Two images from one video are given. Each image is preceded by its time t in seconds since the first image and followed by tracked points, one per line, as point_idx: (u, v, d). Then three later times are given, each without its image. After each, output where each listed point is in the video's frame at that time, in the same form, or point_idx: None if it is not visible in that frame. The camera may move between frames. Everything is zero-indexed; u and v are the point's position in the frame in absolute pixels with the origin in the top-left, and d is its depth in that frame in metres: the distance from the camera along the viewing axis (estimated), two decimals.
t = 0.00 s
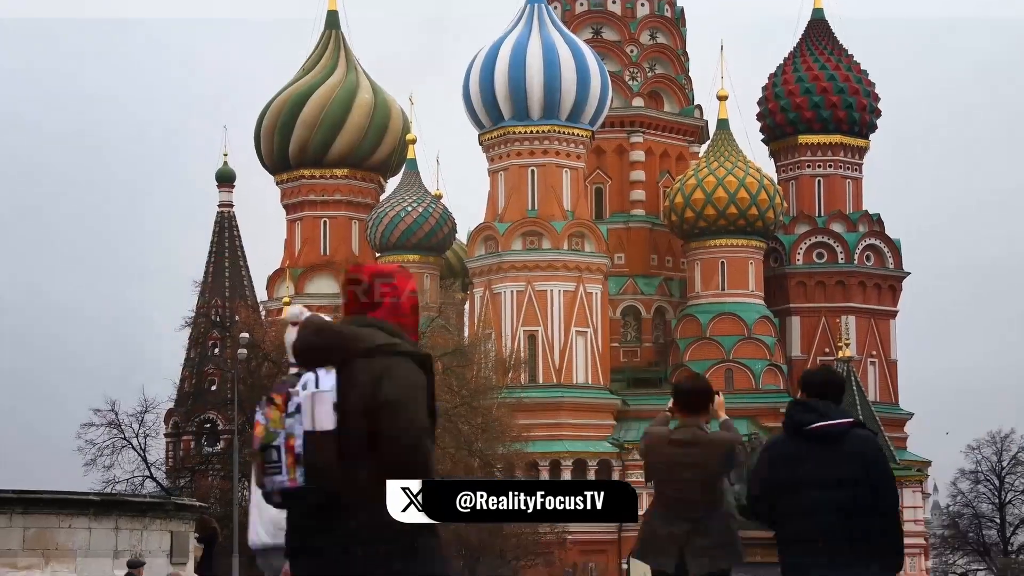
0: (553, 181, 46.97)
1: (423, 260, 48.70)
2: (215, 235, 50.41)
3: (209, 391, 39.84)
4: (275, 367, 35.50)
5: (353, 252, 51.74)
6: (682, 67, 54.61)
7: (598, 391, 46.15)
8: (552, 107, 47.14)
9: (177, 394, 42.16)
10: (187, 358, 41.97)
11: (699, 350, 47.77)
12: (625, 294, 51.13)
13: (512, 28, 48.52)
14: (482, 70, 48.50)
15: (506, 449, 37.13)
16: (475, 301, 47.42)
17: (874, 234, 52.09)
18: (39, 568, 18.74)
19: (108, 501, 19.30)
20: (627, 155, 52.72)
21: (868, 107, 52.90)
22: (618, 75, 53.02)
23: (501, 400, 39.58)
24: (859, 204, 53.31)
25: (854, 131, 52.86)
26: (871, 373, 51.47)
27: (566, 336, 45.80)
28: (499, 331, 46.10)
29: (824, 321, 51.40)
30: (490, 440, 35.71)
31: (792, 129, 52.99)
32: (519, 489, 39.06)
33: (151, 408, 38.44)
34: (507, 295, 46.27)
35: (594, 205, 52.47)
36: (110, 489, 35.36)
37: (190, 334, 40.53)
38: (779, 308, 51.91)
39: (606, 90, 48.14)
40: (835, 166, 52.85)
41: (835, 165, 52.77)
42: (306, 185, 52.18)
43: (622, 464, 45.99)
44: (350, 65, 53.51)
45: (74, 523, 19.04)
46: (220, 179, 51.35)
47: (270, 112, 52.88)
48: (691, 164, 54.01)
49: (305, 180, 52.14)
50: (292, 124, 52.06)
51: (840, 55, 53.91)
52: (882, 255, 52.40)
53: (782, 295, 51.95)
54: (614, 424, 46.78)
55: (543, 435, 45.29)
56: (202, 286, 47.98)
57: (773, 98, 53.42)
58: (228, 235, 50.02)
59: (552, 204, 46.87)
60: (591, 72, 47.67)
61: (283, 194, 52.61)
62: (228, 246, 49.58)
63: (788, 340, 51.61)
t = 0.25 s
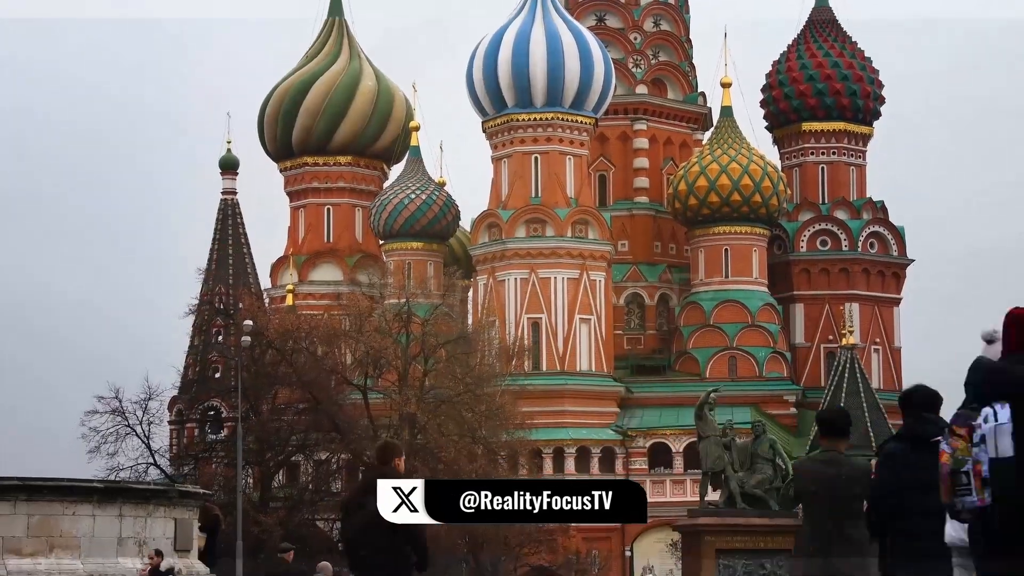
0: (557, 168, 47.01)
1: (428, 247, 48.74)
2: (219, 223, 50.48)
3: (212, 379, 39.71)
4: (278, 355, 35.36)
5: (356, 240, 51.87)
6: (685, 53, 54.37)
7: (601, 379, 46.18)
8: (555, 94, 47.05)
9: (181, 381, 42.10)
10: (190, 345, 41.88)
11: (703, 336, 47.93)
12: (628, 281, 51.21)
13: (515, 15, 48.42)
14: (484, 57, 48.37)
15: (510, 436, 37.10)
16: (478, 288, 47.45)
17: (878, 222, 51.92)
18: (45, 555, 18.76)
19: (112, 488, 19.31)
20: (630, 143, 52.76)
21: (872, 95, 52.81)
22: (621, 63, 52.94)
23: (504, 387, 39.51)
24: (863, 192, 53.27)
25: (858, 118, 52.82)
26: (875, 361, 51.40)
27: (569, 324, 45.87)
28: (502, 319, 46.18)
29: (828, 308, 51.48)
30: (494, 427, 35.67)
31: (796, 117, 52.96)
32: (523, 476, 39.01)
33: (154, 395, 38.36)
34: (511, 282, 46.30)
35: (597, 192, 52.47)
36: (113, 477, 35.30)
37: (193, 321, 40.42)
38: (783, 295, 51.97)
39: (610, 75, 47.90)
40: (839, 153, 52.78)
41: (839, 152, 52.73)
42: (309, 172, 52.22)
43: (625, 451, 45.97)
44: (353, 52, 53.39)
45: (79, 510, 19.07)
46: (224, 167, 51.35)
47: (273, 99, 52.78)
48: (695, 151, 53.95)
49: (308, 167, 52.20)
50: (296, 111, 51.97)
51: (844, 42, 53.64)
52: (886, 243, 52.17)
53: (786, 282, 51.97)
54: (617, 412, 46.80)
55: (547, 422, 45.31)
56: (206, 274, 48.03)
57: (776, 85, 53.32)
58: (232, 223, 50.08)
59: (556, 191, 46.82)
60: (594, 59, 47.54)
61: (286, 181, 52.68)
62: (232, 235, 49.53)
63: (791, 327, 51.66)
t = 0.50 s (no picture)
0: (559, 157, 47.00)
1: (430, 237, 48.72)
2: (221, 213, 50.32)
3: (215, 368, 39.71)
4: (281, 344, 35.34)
5: (358, 230, 51.89)
6: (688, 44, 54.34)
7: (603, 368, 46.18)
8: (559, 83, 46.99)
9: (184, 371, 42.04)
10: (193, 335, 41.81)
11: (704, 327, 47.94)
12: (631, 271, 51.22)
13: (518, 6, 48.38)
14: (488, 47, 48.29)
15: (512, 426, 37.14)
16: (480, 278, 47.32)
17: (880, 212, 51.93)
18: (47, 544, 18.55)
19: (114, 478, 19.12)
20: (633, 132, 52.69)
21: (875, 84, 52.81)
22: (624, 53, 52.94)
23: (507, 377, 39.53)
24: (866, 181, 53.23)
25: (861, 108, 52.84)
26: (878, 351, 51.31)
27: (572, 314, 45.90)
28: (505, 308, 46.19)
29: (830, 298, 51.47)
30: (496, 417, 35.71)
31: (799, 106, 52.95)
32: (525, 465, 39.05)
33: (157, 384, 38.32)
34: (514, 272, 46.27)
35: (600, 182, 52.46)
36: (116, 467, 35.30)
37: (197, 311, 40.45)
38: (785, 285, 51.95)
39: (613, 65, 47.82)
40: (842, 144, 52.79)
41: (841, 142, 52.74)
42: (312, 162, 52.29)
43: (628, 441, 45.85)
44: (355, 41, 53.27)
45: (80, 500, 18.83)
46: (226, 157, 51.31)
47: (276, 89, 52.70)
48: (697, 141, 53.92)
49: (311, 157, 52.25)
50: (299, 101, 51.90)
51: (848, 33, 53.66)
52: (889, 233, 52.28)
53: (789, 272, 51.93)
54: (620, 402, 46.80)
55: (549, 412, 45.35)
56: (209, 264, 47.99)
57: (779, 75, 53.38)
58: (234, 212, 50.01)
59: (559, 180, 46.80)
60: (598, 48, 47.43)
61: (289, 171, 52.65)
62: (235, 225, 49.48)
63: (794, 318, 51.67)
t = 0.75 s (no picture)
0: (562, 145, 46.99)
1: (432, 224, 48.70)
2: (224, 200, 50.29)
3: (218, 356, 39.70)
4: (285, 332, 35.35)
5: (362, 218, 51.93)
6: (692, 31, 54.48)
7: (606, 356, 46.18)
8: (561, 71, 46.96)
9: (188, 359, 42.03)
10: (196, 323, 41.77)
11: (707, 315, 47.98)
12: (634, 259, 51.18)
13: None
14: (490, 36, 48.24)
15: (515, 414, 37.18)
16: (483, 266, 47.32)
17: (883, 200, 51.91)
18: (51, 532, 18.31)
19: (118, 466, 18.88)
20: (636, 120, 52.69)
21: (878, 72, 52.79)
22: (627, 40, 52.93)
23: (510, 365, 39.53)
24: (870, 169, 53.19)
25: (864, 96, 52.80)
26: (881, 339, 51.26)
27: (575, 302, 45.92)
28: (508, 296, 46.19)
29: (834, 286, 51.43)
30: (500, 404, 35.75)
31: (802, 94, 52.89)
32: (528, 453, 39.08)
33: (161, 372, 38.31)
34: (516, 260, 46.28)
35: (603, 170, 52.44)
36: (120, 454, 35.31)
37: (200, 299, 40.45)
38: (789, 273, 51.89)
39: (616, 53, 47.81)
40: (845, 132, 52.82)
41: (845, 130, 52.77)
42: (314, 150, 52.22)
43: (630, 429, 45.79)
44: (358, 29, 53.26)
45: (86, 488, 18.63)
46: (229, 145, 51.29)
47: (279, 77, 52.69)
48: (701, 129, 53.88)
49: (313, 145, 52.18)
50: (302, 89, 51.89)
51: (851, 20, 53.60)
52: (892, 222, 52.25)
53: (792, 260, 51.89)
54: (622, 389, 46.84)
55: (551, 400, 45.36)
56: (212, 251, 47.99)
57: (782, 62, 53.29)
58: (237, 200, 50.00)
59: (561, 169, 46.80)
60: (600, 35, 47.39)
61: (291, 158, 52.62)
62: (238, 213, 49.43)
63: (797, 306, 51.61)
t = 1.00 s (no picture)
0: (565, 136, 47.01)
1: (435, 216, 48.73)
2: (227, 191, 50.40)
3: (221, 347, 39.63)
4: (287, 324, 35.34)
5: (365, 209, 51.93)
6: (695, 22, 54.37)
7: (609, 347, 46.20)
8: (564, 61, 46.88)
9: (191, 349, 41.99)
10: (199, 315, 41.71)
11: (710, 306, 47.99)
12: (637, 250, 51.17)
13: None
14: (493, 26, 48.13)
15: (518, 405, 37.24)
16: (486, 258, 47.33)
17: (887, 190, 51.78)
18: (54, 524, 17.75)
19: (122, 457, 18.29)
20: (639, 111, 52.67)
21: (881, 63, 52.73)
22: (630, 31, 52.88)
23: (513, 356, 39.52)
24: (872, 160, 53.20)
25: (867, 87, 52.77)
26: (884, 330, 51.34)
27: (578, 293, 45.90)
28: (511, 287, 46.18)
29: (837, 277, 51.40)
30: (501, 396, 35.76)
31: (805, 85, 52.87)
32: (530, 445, 39.14)
33: (164, 363, 38.28)
34: (519, 251, 46.23)
35: (606, 161, 52.42)
36: (123, 445, 35.29)
37: (202, 291, 40.41)
38: (792, 265, 51.87)
39: (619, 43, 47.74)
40: (848, 123, 52.82)
41: (848, 121, 52.76)
42: (317, 141, 52.19)
43: (634, 420, 45.84)
44: (362, 20, 53.20)
45: (89, 477, 17.96)
46: (232, 136, 51.30)
47: (282, 67, 52.62)
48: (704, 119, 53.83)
49: (316, 136, 52.14)
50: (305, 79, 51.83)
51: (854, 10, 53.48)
52: (895, 213, 52.09)
53: (795, 251, 51.84)
54: (625, 381, 46.91)
55: (555, 391, 45.38)
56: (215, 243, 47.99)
57: (785, 52, 53.22)
58: (240, 191, 50.03)
59: (564, 160, 46.80)
60: (603, 26, 47.30)
61: (294, 150, 52.59)
62: (241, 204, 49.51)
63: (800, 297, 51.61)
